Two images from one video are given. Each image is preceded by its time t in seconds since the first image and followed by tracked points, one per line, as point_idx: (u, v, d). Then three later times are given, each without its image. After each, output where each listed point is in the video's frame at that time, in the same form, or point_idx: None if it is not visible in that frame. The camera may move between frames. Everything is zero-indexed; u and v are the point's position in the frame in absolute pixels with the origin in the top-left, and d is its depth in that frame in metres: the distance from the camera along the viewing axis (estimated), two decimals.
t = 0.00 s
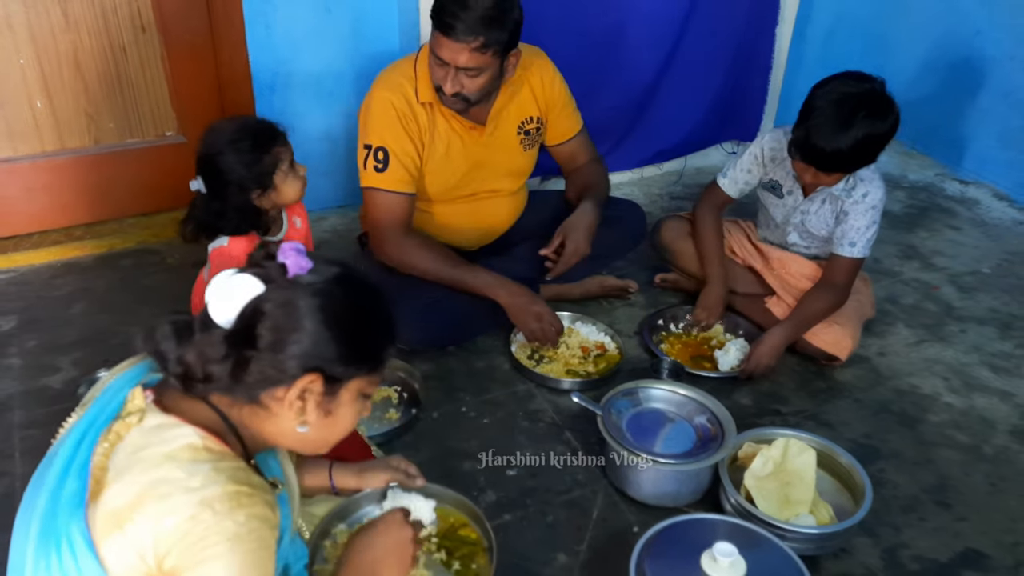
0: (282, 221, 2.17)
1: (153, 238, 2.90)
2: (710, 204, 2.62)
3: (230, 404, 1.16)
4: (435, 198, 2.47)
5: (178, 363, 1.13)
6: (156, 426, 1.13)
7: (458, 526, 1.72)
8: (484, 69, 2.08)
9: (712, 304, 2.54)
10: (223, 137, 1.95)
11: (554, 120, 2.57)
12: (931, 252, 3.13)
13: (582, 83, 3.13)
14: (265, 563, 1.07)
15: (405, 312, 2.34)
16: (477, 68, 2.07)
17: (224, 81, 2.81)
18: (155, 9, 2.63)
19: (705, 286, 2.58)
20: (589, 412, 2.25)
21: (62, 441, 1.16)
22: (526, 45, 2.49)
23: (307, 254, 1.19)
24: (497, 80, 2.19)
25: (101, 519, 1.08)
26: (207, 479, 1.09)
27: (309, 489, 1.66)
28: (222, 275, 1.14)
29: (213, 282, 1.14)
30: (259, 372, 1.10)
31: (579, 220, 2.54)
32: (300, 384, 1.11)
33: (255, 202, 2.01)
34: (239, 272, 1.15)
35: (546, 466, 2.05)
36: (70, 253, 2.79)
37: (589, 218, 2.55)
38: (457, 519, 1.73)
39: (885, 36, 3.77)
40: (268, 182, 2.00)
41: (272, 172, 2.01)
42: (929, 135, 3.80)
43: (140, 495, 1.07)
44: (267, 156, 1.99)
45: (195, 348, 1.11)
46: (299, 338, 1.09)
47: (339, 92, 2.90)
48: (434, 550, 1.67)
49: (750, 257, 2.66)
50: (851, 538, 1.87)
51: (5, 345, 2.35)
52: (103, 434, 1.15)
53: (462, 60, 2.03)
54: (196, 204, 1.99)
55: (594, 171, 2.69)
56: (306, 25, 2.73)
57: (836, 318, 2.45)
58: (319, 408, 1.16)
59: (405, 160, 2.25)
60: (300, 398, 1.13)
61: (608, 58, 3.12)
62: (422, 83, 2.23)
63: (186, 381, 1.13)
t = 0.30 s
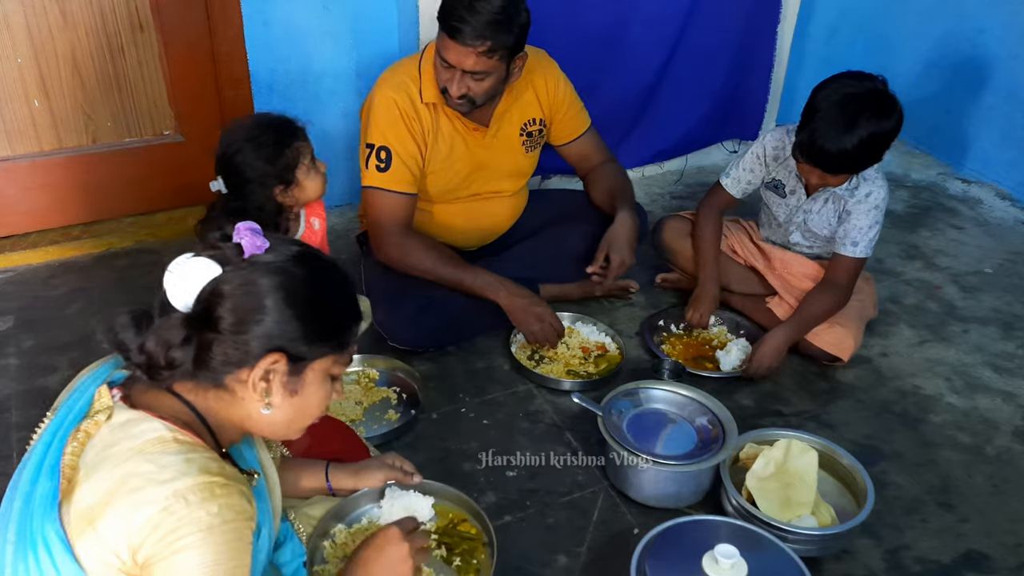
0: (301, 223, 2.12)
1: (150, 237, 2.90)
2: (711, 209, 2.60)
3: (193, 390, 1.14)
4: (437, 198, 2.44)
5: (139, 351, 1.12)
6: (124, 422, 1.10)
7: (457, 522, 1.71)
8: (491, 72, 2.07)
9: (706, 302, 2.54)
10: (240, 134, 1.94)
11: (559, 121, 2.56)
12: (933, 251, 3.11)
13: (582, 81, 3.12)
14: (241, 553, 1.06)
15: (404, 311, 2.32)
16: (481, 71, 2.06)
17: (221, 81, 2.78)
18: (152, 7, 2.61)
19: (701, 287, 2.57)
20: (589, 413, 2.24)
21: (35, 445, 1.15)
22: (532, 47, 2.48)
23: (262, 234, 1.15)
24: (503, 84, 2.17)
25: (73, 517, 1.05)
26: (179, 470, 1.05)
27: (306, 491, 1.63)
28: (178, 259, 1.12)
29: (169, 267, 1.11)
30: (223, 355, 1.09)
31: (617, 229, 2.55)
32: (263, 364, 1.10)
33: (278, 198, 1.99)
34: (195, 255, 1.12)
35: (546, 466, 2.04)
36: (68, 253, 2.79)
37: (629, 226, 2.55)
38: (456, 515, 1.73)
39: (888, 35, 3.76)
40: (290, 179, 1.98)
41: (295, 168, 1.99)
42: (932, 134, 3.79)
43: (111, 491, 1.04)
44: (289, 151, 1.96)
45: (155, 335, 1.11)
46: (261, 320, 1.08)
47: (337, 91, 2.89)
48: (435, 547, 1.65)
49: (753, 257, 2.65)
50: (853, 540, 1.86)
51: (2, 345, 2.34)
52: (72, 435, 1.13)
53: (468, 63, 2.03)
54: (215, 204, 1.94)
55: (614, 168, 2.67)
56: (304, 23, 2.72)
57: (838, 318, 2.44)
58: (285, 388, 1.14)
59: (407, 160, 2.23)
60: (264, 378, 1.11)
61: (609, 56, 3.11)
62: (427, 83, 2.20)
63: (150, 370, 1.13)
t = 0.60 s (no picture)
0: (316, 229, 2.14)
1: (150, 237, 2.89)
2: (716, 208, 2.61)
3: (172, 382, 1.13)
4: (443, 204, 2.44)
5: (119, 344, 1.11)
6: (107, 419, 1.10)
7: (458, 522, 1.71)
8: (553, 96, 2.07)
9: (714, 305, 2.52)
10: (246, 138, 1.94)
11: (567, 123, 2.56)
12: (933, 251, 3.11)
13: (583, 80, 3.11)
14: (227, 545, 1.06)
15: (404, 312, 2.32)
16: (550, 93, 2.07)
17: (220, 81, 2.79)
18: (152, 6, 2.62)
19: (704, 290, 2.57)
20: (589, 413, 2.24)
21: (18, 449, 1.15)
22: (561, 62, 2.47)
23: (241, 226, 1.16)
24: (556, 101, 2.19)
25: (61, 514, 1.06)
26: (163, 464, 1.05)
27: (306, 493, 1.61)
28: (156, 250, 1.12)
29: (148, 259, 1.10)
30: (202, 346, 1.08)
31: (617, 245, 2.51)
32: (242, 355, 1.09)
33: (295, 206, 1.99)
34: (174, 246, 1.12)
35: (546, 466, 2.04)
36: (68, 253, 2.78)
37: (628, 240, 2.52)
38: (457, 515, 1.73)
39: (888, 34, 3.76)
40: (308, 186, 1.98)
41: (313, 176, 1.99)
42: (932, 134, 3.79)
43: (96, 487, 1.04)
44: (308, 159, 1.96)
45: (135, 326, 1.09)
46: (240, 311, 1.08)
47: (337, 91, 2.88)
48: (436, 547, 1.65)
49: (754, 256, 2.65)
50: (853, 540, 1.86)
51: (2, 345, 2.34)
52: (53, 435, 1.13)
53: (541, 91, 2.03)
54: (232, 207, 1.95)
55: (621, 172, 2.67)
56: (303, 21, 2.71)
57: (838, 318, 2.44)
58: (264, 379, 1.14)
59: (417, 167, 2.22)
60: (243, 369, 1.11)
61: (609, 55, 3.10)
62: (446, 94, 2.19)
63: (131, 363, 1.11)
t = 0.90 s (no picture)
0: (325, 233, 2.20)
1: (150, 236, 2.89)
2: (712, 207, 2.60)
3: (160, 380, 1.13)
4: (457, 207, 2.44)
5: (108, 343, 1.11)
6: (93, 420, 1.10)
7: (457, 522, 1.72)
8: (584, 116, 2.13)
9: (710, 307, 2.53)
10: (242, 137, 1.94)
11: (580, 126, 2.57)
12: (933, 251, 3.11)
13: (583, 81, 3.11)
14: (227, 537, 1.07)
15: (405, 312, 2.32)
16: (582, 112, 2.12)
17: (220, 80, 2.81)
18: (153, 6, 2.62)
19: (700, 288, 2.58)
20: (589, 413, 2.24)
21: (7, 451, 1.15)
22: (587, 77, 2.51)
23: (229, 225, 1.17)
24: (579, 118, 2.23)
25: (51, 516, 1.05)
26: (153, 461, 1.05)
27: (305, 492, 1.61)
28: (144, 249, 1.12)
29: (136, 258, 1.11)
30: (190, 345, 1.08)
31: (613, 242, 2.51)
32: (229, 354, 1.09)
33: (299, 213, 2.00)
34: (161, 245, 1.13)
35: (546, 466, 2.04)
36: (68, 253, 2.79)
37: (625, 238, 2.52)
38: (456, 515, 1.73)
39: (888, 34, 3.76)
40: (311, 194, 1.98)
41: (316, 183, 1.99)
42: (932, 134, 3.78)
43: (86, 487, 1.04)
44: (312, 167, 1.96)
45: (123, 326, 1.09)
46: (228, 310, 1.07)
47: (338, 90, 2.87)
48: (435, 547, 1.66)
49: (754, 256, 2.65)
50: (853, 540, 1.86)
51: (2, 345, 2.34)
52: (41, 437, 1.13)
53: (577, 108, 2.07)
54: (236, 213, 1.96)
55: (623, 175, 2.67)
56: (304, 20, 2.70)
57: (838, 317, 2.44)
58: (252, 378, 1.14)
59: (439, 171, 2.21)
60: (230, 368, 1.11)
61: (609, 55, 3.10)
62: (472, 98, 2.20)
63: (119, 362, 1.11)
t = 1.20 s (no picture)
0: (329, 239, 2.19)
1: (151, 235, 2.90)
2: (711, 205, 2.61)
3: (157, 376, 1.14)
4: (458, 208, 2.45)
5: (105, 337, 1.12)
6: (91, 416, 1.11)
7: (458, 522, 1.73)
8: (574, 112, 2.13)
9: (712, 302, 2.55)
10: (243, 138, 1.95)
11: (580, 126, 2.58)
12: (932, 251, 3.12)
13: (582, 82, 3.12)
14: (218, 530, 1.07)
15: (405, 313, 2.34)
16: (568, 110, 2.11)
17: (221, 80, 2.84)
18: (154, 7, 2.63)
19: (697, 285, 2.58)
20: (589, 412, 2.25)
21: (7, 448, 1.16)
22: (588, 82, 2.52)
23: (227, 223, 1.20)
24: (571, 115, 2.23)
25: (46, 512, 1.06)
26: (146, 457, 1.06)
27: (307, 491, 1.62)
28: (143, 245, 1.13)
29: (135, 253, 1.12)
30: (186, 341, 1.09)
31: (613, 242, 2.52)
32: (224, 350, 1.10)
33: (304, 219, 2.00)
34: (159, 242, 1.14)
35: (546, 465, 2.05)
36: (70, 254, 2.80)
37: (626, 238, 2.52)
38: (456, 515, 1.74)
39: (887, 35, 3.77)
40: (318, 202, 1.99)
41: (325, 193, 2.00)
42: (931, 135, 3.79)
43: (80, 483, 1.05)
44: (322, 174, 1.97)
45: (120, 321, 1.10)
46: (226, 307, 1.09)
47: (338, 92, 2.88)
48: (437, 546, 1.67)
49: (752, 256, 2.66)
50: (851, 539, 1.87)
51: (5, 345, 2.35)
52: (38, 435, 1.15)
53: (560, 104, 2.06)
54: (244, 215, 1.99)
55: (622, 176, 2.68)
56: (304, 21, 2.70)
57: (837, 318, 2.45)
58: (247, 375, 1.15)
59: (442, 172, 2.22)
60: (225, 365, 1.12)
61: (609, 57, 3.11)
62: (475, 100, 2.21)
63: (116, 356, 1.12)
